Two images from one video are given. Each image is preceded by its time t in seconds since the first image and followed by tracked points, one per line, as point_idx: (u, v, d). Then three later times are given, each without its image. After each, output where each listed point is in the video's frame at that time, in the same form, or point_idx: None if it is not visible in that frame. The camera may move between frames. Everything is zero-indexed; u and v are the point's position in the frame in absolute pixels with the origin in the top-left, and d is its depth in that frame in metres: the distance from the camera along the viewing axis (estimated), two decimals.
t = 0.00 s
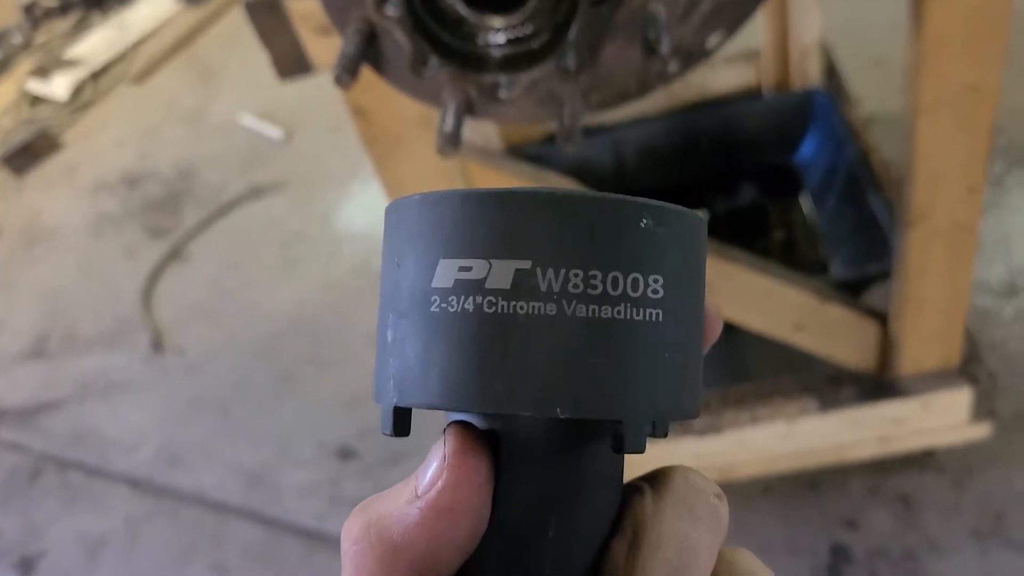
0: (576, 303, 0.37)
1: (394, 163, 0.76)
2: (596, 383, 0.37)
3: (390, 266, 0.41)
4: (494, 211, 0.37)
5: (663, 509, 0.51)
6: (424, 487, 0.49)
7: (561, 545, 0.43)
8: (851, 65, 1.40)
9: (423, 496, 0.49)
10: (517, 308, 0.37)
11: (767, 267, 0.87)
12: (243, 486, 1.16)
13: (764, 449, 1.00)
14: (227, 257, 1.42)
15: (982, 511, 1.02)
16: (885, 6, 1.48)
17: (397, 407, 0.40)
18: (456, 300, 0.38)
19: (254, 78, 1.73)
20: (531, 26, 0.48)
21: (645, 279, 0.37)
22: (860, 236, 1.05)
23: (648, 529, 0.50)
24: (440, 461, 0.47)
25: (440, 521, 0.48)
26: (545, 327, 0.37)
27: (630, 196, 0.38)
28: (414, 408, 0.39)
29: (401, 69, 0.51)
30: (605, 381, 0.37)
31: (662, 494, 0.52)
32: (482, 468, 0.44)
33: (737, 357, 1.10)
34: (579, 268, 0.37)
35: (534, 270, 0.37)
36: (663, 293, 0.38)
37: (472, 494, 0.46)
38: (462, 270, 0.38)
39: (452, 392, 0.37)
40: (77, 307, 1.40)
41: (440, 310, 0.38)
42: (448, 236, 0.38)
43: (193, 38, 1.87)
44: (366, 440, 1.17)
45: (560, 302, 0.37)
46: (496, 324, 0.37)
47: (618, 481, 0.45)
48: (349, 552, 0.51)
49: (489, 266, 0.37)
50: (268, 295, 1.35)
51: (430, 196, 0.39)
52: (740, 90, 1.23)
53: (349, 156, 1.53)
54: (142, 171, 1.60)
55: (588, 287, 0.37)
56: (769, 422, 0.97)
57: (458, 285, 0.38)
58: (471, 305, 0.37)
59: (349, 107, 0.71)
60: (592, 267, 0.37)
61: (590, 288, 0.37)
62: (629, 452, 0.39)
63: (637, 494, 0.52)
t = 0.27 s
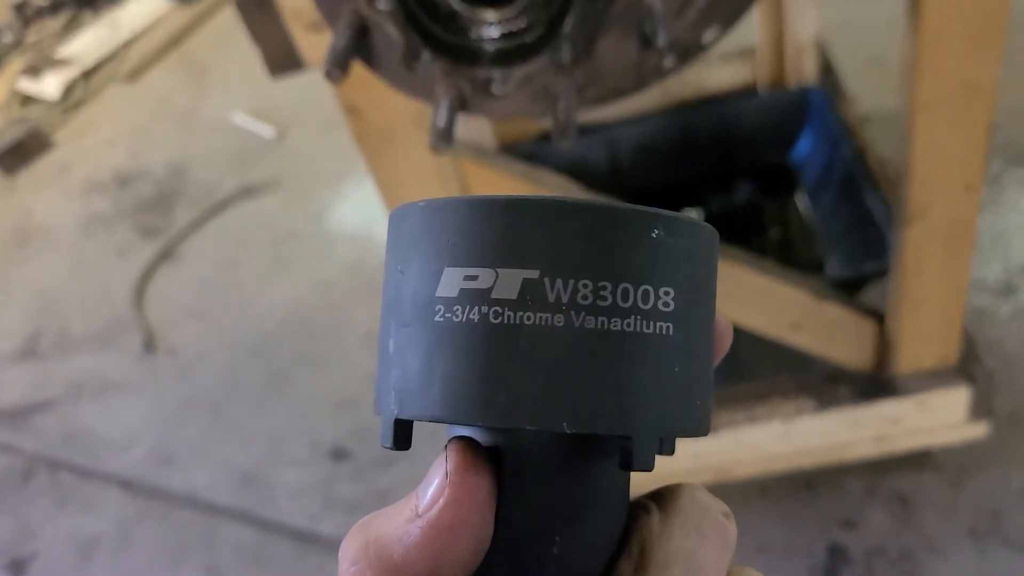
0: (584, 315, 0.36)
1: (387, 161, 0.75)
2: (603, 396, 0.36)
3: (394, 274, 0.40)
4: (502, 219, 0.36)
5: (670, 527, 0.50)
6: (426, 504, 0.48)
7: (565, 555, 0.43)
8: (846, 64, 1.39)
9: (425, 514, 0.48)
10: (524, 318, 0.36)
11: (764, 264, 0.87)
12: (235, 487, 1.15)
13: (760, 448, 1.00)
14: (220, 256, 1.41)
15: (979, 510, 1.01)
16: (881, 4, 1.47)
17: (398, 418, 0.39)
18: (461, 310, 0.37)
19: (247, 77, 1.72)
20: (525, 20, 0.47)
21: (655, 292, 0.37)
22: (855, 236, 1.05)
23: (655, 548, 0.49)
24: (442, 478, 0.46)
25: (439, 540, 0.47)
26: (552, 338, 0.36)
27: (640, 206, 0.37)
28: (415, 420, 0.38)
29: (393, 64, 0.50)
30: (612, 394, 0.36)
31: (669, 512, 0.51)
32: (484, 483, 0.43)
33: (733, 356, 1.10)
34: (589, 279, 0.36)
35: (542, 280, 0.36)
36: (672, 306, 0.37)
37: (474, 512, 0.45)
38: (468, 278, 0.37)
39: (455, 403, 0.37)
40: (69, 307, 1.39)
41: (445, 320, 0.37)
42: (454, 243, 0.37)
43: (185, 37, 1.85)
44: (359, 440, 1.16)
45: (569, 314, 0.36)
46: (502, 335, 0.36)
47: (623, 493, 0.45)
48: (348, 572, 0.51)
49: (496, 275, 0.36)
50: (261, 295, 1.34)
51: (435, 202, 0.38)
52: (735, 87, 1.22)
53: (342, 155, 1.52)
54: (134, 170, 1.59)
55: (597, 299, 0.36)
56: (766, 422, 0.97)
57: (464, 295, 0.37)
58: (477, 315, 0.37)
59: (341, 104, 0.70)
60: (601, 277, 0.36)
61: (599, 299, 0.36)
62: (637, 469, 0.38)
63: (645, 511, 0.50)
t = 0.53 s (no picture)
0: (582, 306, 0.36)
1: (389, 163, 0.75)
2: (601, 386, 0.36)
3: (394, 269, 0.40)
4: (500, 213, 0.37)
5: (669, 513, 0.51)
6: (428, 493, 0.48)
7: (566, 547, 0.43)
8: (844, 65, 1.40)
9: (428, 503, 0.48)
10: (522, 311, 0.36)
11: (763, 265, 0.87)
12: (235, 487, 1.15)
13: (760, 448, 1.00)
14: (219, 257, 1.41)
15: (977, 509, 1.02)
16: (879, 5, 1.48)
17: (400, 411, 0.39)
18: (461, 303, 0.37)
19: (246, 77, 1.72)
20: (531, 24, 0.47)
21: (651, 283, 0.37)
22: (853, 236, 1.06)
23: (654, 533, 0.49)
24: (446, 467, 0.47)
25: (444, 527, 0.47)
26: (551, 330, 0.36)
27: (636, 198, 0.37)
28: (417, 412, 0.38)
29: (398, 68, 0.50)
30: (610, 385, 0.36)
31: (667, 500, 0.52)
32: (489, 474, 0.43)
33: (732, 357, 1.10)
34: (586, 271, 0.36)
35: (540, 273, 0.36)
36: (669, 296, 0.37)
37: (478, 502, 0.45)
38: (467, 272, 0.37)
39: (455, 395, 0.37)
40: (69, 308, 1.39)
41: (445, 313, 0.37)
42: (453, 238, 0.37)
43: (184, 38, 1.85)
44: (360, 440, 1.16)
45: (566, 306, 0.36)
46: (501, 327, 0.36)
47: (623, 484, 0.45)
48: (350, 562, 0.50)
49: (495, 269, 0.37)
50: (261, 296, 1.35)
51: (434, 198, 0.38)
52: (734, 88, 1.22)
53: (342, 156, 1.52)
54: (133, 171, 1.59)
55: (594, 291, 0.36)
56: (765, 421, 0.97)
57: (462, 288, 0.37)
58: (476, 308, 0.37)
59: (343, 106, 0.71)
60: (598, 269, 0.36)
61: (597, 291, 0.36)
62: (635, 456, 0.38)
63: (643, 499, 0.51)
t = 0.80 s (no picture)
0: (599, 288, 0.36)
1: (391, 163, 0.75)
2: (617, 368, 0.36)
3: (406, 249, 0.40)
4: (516, 194, 0.36)
5: (680, 496, 0.50)
6: (441, 475, 0.47)
7: (580, 529, 0.42)
8: (842, 66, 1.40)
9: (441, 484, 0.47)
10: (539, 292, 0.36)
11: (762, 265, 0.87)
12: (234, 487, 1.15)
13: (759, 448, 1.01)
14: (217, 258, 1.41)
15: (974, 508, 1.02)
16: (876, 6, 1.48)
17: (413, 392, 0.39)
18: (476, 284, 0.37)
19: (244, 77, 1.72)
20: (533, 25, 0.47)
21: (668, 265, 0.37)
22: (850, 237, 1.07)
23: (666, 516, 0.49)
24: (458, 449, 0.45)
25: (457, 510, 0.46)
26: (567, 311, 0.36)
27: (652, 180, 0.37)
28: (430, 394, 0.38)
29: (402, 67, 0.50)
30: (626, 367, 0.36)
31: (679, 482, 0.51)
32: (501, 456, 0.42)
33: (730, 356, 1.11)
34: (602, 252, 0.36)
35: (557, 254, 0.36)
36: (685, 278, 0.37)
37: (491, 485, 0.44)
38: (482, 253, 0.36)
39: (470, 377, 0.36)
40: (67, 308, 1.39)
41: (459, 295, 0.37)
42: (468, 218, 0.37)
43: (181, 37, 1.85)
44: (359, 440, 1.16)
45: (583, 287, 0.36)
46: (517, 308, 0.36)
47: (635, 465, 0.44)
48: (363, 545, 0.49)
49: (510, 250, 0.36)
50: (258, 296, 1.34)
51: (448, 177, 0.38)
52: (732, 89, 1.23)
53: (340, 155, 1.52)
54: (131, 171, 1.59)
55: (611, 272, 0.36)
56: (764, 421, 0.97)
57: (478, 269, 0.37)
58: (491, 289, 0.36)
59: (344, 105, 0.71)
60: (614, 251, 0.36)
61: (613, 273, 0.36)
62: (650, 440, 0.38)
63: (654, 481, 0.50)
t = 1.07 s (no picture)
0: (603, 242, 0.36)
1: (391, 158, 0.75)
2: (622, 321, 0.36)
3: (409, 211, 0.40)
4: (520, 151, 0.37)
5: (683, 454, 0.48)
6: (448, 433, 0.45)
7: (585, 487, 0.42)
8: (838, 64, 1.40)
9: (448, 444, 0.45)
10: (544, 246, 0.36)
11: (758, 263, 0.88)
12: (232, 484, 1.15)
13: (755, 444, 1.01)
14: (214, 256, 1.41)
15: (969, 505, 1.03)
16: (872, 5, 1.49)
17: (419, 351, 0.39)
18: (481, 240, 0.37)
19: (242, 75, 1.72)
20: (532, 20, 0.48)
21: (670, 220, 0.37)
22: (847, 233, 1.07)
23: (667, 474, 0.47)
24: (465, 408, 0.43)
25: (463, 470, 0.44)
26: (573, 265, 0.36)
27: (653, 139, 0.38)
28: (437, 351, 0.38)
29: (403, 62, 0.51)
30: (631, 320, 0.36)
31: (683, 439, 0.49)
32: (508, 412, 0.41)
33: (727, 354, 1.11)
34: (606, 207, 0.36)
35: (562, 209, 0.36)
36: (686, 234, 0.38)
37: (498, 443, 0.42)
38: (487, 210, 0.37)
39: (477, 333, 0.37)
40: (65, 306, 1.39)
41: (464, 252, 0.37)
42: (473, 177, 0.37)
43: (179, 36, 1.86)
44: (356, 437, 1.16)
45: (587, 241, 0.36)
46: (523, 262, 0.36)
47: (637, 425, 0.44)
48: (371, 502, 0.48)
49: (515, 206, 0.36)
50: (256, 294, 1.35)
51: (451, 138, 0.38)
52: (729, 87, 1.23)
53: (337, 153, 1.52)
54: (129, 169, 1.59)
55: (615, 226, 0.36)
56: (760, 418, 0.98)
57: (483, 225, 0.37)
58: (497, 245, 0.36)
59: (344, 102, 0.71)
60: (618, 206, 0.36)
61: (617, 227, 0.36)
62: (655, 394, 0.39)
63: (656, 441, 0.49)
